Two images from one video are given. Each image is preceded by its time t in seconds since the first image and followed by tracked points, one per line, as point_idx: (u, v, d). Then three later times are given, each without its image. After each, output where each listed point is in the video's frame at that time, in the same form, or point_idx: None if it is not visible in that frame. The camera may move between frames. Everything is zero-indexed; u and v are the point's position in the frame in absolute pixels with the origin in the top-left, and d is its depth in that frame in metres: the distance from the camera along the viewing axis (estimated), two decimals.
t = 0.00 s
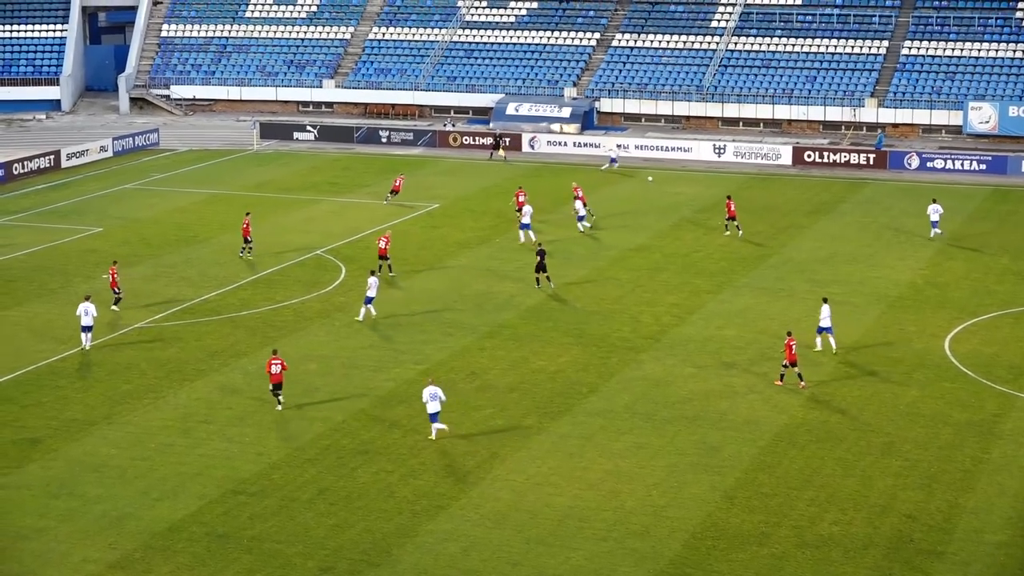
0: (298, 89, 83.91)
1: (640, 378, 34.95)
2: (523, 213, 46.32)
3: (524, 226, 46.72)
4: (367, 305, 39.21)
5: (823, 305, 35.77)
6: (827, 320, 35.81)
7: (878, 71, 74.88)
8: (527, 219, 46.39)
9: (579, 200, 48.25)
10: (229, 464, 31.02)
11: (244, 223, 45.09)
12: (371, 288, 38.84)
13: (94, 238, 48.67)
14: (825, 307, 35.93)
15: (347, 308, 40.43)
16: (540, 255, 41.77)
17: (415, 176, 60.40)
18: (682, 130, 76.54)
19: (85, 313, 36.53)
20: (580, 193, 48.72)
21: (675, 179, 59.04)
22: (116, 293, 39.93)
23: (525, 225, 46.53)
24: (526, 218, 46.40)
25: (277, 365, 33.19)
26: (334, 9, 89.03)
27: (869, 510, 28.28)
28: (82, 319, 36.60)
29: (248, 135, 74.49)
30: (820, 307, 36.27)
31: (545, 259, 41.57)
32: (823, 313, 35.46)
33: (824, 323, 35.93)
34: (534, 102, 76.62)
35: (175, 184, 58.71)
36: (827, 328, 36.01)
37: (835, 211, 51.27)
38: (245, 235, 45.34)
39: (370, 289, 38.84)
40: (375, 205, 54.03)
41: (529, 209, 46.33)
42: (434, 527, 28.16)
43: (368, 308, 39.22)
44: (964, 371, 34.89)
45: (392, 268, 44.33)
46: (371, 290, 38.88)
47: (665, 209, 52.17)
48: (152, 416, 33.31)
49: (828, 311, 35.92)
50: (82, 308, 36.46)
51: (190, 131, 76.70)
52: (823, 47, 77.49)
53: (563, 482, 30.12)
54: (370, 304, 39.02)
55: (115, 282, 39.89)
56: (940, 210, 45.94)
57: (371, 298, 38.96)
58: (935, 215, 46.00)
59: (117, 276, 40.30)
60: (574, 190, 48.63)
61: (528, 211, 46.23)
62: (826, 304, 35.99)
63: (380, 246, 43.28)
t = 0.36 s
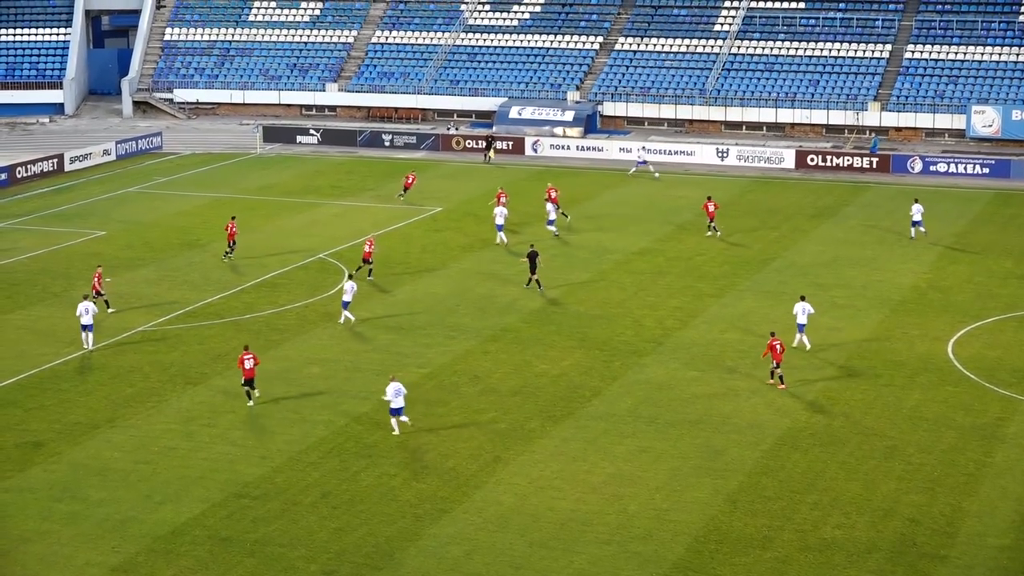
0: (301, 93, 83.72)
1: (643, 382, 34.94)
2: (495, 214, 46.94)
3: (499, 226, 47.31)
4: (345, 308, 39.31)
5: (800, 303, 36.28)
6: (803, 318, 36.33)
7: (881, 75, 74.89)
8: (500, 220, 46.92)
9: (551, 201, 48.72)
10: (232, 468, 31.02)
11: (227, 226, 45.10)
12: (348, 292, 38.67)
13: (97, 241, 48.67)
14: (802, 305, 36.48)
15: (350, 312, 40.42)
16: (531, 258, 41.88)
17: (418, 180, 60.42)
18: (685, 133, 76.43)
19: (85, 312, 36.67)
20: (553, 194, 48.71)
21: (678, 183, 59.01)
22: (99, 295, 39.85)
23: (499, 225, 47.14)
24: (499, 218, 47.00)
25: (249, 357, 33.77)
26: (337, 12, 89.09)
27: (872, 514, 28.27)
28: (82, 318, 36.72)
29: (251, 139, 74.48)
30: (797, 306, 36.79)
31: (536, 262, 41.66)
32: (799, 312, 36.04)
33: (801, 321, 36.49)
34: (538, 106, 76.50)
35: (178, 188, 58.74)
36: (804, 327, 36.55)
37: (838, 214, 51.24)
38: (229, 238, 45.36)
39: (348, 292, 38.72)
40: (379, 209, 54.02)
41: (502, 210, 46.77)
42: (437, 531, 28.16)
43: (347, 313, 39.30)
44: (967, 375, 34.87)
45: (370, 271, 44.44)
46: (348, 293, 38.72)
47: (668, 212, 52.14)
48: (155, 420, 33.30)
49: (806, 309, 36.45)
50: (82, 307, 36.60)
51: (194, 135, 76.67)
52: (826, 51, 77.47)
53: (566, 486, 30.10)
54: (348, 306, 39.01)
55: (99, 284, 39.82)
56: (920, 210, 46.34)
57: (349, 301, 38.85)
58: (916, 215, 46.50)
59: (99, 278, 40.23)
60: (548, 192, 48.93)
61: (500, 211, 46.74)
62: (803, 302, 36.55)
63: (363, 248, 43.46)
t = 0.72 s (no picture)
0: (305, 95, 83.75)
1: (645, 384, 34.95)
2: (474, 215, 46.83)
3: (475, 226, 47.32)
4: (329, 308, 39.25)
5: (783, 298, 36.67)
6: (786, 313, 36.77)
7: (884, 76, 74.89)
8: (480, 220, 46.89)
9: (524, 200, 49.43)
10: (234, 469, 31.04)
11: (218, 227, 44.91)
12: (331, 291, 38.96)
13: (100, 243, 48.72)
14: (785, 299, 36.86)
15: (352, 313, 40.45)
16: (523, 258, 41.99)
17: (422, 182, 60.42)
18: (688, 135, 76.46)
19: (84, 311, 37.13)
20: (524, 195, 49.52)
21: (681, 185, 59.02)
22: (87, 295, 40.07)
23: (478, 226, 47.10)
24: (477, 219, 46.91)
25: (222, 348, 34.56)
26: (341, 14, 89.10)
27: (875, 516, 28.27)
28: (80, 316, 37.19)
29: (254, 141, 74.46)
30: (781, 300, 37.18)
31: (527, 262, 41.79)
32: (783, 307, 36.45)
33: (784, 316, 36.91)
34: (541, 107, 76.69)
35: (181, 190, 58.79)
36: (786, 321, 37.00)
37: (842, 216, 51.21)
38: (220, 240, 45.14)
39: (330, 292, 38.93)
40: (382, 210, 54.04)
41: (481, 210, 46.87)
42: (440, 532, 28.18)
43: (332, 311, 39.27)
44: (970, 377, 34.87)
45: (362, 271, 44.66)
46: (331, 293, 39.02)
47: (671, 214, 52.10)
48: (158, 421, 33.32)
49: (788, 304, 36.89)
50: (80, 306, 37.10)
51: (197, 137, 76.71)
52: (829, 53, 77.48)
53: (568, 488, 30.11)
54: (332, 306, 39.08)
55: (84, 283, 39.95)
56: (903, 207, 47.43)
57: (331, 300, 39.03)
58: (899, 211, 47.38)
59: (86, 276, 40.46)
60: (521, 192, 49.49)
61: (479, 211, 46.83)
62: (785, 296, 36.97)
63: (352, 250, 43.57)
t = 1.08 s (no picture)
0: (310, 95, 83.79)
1: (652, 384, 34.94)
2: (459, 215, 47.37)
3: (459, 225, 47.96)
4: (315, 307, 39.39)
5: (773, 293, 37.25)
6: (777, 308, 37.19)
7: (890, 77, 74.86)
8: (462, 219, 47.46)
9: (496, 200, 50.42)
10: (241, 469, 31.05)
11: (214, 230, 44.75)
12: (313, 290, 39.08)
13: (107, 243, 48.76)
14: (776, 294, 37.37)
15: (359, 314, 40.45)
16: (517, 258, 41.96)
17: (429, 182, 60.44)
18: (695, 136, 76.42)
19: (88, 308, 37.32)
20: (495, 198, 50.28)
21: (687, 185, 59.00)
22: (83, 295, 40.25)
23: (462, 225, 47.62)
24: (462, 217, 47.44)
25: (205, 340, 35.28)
26: (347, 15, 89.10)
27: (881, 517, 28.26)
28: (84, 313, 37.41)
29: (260, 141, 74.49)
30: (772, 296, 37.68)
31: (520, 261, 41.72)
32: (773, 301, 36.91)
33: (775, 310, 37.36)
34: (547, 109, 76.40)
35: (188, 190, 58.82)
36: (777, 316, 37.49)
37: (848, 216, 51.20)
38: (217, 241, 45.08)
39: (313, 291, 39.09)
40: (389, 211, 54.04)
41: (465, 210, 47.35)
42: (446, 532, 28.18)
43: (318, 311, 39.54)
44: (977, 378, 34.85)
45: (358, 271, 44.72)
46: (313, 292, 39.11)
47: (677, 215, 52.08)
48: (165, 421, 33.34)
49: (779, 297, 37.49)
50: (83, 303, 37.28)
51: (204, 137, 76.74)
52: (835, 53, 77.45)
53: (575, 488, 30.10)
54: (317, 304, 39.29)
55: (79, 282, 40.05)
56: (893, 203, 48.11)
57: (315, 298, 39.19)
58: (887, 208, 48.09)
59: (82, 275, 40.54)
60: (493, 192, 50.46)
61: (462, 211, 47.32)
62: (776, 292, 37.60)
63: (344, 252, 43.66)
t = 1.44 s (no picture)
0: (323, 94, 83.79)
1: (665, 384, 34.92)
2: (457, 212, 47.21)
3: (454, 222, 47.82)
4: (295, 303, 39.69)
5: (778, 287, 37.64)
6: (782, 302, 37.55)
7: (903, 76, 74.79)
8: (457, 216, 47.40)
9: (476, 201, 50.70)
10: (253, 468, 31.08)
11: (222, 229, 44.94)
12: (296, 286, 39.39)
13: (119, 243, 48.81)
14: (781, 289, 37.79)
15: (371, 313, 40.47)
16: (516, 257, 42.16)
17: (441, 182, 60.43)
18: (708, 135, 76.32)
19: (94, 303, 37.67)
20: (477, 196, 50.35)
21: (698, 185, 58.94)
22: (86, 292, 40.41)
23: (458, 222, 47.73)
24: (456, 215, 47.45)
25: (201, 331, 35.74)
26: (360, 14, 89.13)
27: (894, 517, 28.23)
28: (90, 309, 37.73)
29: (273, 140, 74.62)
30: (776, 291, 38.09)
31: (520, 262, 41.91)
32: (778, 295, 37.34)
33: (779, 305, 37.75)
34: (560, 108, 76.49)
35: (201, 189, 58.81)
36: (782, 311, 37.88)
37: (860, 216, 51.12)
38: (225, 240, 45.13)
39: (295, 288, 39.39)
40: (401, 210, 54.03)
41: (460, 206, 47.29)
42: (458, 532, 28.19)
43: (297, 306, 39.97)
44: (991, 378, 34.81)
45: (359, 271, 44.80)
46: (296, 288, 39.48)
47: (690, 215, 52.00)
48: (177, 420, 33.38)
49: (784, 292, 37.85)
50: (90, 299, 37.69)
51: (217, 136, 76.78)
52: (848, 53, 77.38)
53: (588, 488, 30.09)
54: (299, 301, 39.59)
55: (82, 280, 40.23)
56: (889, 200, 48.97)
57: (297, 295, 39.49)
58: (883, 204, 48.94)
59: (85, 273, 40.70)
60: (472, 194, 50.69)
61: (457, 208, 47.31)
62: (782, 286, 38.05)
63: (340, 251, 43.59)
